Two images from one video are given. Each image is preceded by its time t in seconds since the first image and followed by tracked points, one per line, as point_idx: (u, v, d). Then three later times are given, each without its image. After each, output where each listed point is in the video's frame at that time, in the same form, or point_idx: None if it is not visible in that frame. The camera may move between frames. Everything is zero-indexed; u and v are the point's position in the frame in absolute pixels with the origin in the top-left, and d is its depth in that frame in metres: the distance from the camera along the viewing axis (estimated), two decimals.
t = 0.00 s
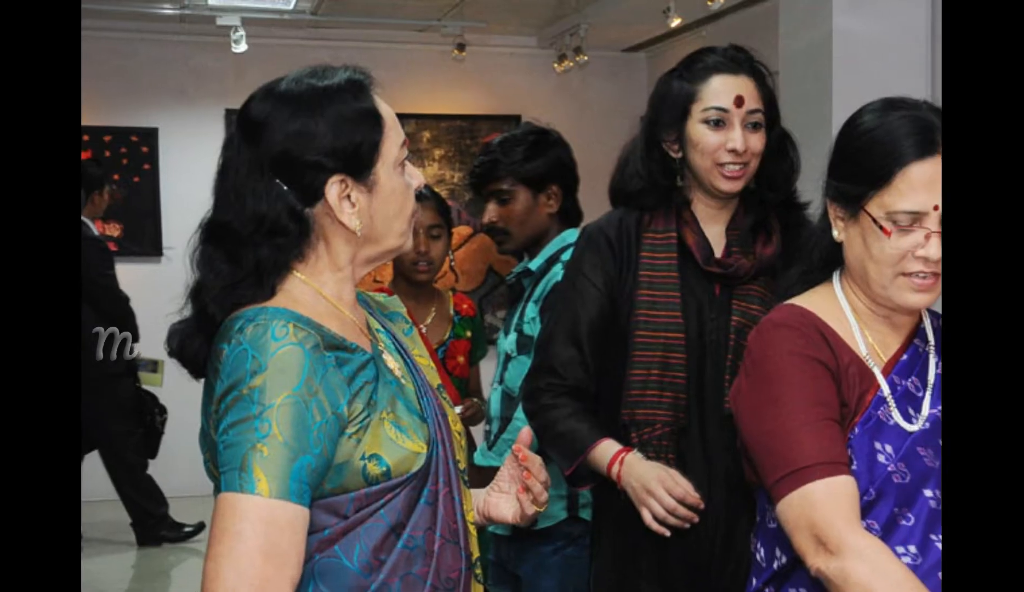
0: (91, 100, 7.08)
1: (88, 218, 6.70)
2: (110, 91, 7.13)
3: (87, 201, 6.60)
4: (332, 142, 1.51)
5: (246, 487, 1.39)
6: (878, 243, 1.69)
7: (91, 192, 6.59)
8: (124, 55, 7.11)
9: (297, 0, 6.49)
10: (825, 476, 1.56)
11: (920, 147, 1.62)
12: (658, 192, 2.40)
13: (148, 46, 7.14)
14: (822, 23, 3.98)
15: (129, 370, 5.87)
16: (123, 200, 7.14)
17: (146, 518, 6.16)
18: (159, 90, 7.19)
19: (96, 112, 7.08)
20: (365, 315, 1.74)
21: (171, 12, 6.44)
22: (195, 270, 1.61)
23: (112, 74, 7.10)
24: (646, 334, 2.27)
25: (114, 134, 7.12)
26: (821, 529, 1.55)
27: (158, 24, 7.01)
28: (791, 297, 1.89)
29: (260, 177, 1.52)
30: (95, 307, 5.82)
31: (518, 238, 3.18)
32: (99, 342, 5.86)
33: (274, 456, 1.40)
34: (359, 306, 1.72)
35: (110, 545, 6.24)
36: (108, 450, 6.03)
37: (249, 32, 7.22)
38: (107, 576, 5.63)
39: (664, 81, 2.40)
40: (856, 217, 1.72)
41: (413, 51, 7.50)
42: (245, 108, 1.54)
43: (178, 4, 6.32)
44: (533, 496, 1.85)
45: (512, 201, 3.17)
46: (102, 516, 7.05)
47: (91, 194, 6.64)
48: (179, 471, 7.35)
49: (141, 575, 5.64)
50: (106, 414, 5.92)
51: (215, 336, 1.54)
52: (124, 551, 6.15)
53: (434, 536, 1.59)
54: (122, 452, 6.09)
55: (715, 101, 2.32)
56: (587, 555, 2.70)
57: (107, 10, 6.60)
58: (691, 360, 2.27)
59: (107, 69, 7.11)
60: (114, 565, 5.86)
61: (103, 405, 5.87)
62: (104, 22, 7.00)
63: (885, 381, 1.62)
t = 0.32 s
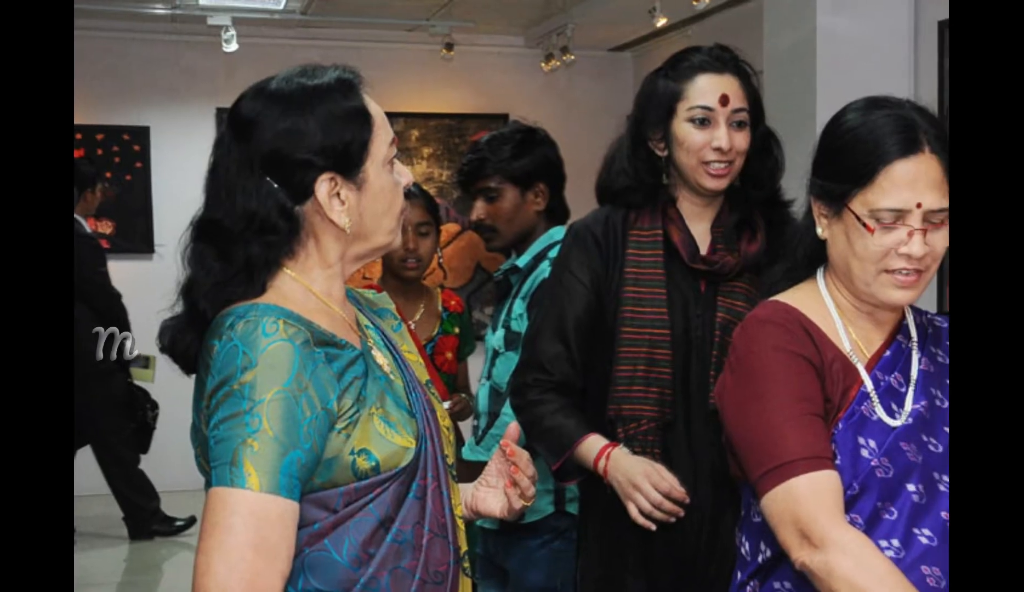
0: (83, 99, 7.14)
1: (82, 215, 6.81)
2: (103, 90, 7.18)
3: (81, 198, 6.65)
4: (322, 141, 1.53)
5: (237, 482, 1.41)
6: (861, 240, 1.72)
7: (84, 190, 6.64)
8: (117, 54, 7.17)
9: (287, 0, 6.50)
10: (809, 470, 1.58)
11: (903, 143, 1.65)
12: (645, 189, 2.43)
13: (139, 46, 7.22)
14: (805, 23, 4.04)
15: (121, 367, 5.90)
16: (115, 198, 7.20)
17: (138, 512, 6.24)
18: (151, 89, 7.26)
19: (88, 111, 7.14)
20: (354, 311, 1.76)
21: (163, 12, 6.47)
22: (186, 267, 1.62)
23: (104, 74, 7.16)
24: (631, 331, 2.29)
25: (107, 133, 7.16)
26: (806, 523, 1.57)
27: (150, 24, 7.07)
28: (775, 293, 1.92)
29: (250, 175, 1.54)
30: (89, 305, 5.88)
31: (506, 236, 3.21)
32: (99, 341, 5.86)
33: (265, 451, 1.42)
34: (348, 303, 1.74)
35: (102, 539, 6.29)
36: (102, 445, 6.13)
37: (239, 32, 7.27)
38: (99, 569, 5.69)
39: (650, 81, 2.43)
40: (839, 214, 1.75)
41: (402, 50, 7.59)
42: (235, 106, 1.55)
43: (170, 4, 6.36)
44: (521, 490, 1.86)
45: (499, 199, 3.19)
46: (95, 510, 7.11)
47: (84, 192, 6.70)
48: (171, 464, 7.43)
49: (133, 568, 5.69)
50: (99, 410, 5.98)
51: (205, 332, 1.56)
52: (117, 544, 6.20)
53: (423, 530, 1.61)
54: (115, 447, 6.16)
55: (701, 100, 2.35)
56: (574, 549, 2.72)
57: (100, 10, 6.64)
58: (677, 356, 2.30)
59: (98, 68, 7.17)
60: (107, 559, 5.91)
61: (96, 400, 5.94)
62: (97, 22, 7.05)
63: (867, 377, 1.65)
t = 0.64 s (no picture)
0: (75, 98, 7.17)
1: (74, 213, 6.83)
2: (95, 89, 7.21)
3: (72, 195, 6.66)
4: (312, 139, 1.55)
5: (228, 477, 1.42)
6: (845, 237, 1.74)
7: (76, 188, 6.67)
8: (109, 53, 7.19)
9: (277, 0, 6.51)
10: (794, 465, 1.61)
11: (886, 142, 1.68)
12: (631, 187, 2.45)
13: (131, 46, 7.24)
14: (790, 22, 4.07)
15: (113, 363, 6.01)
16: (107, 195, 7.23)
17: (130, 505, 6.23)
18: (142, 88, 7.27)
19: (80, 110, 7.15)
20: (344, 308, 1.78)
21: (154, 12, 6.48)
22: (177, 264, 1.64)
23: (95, 72, 7.18)
24: (618, 327, 2.31)
25: (99, 132, 7.20)
26: (790, 517, 1.60)
27: (141, 24, 7.08)
28: (761, 290, 1.95)
29: (240, 173, 1.56)
30: (81, 302, 5.90)
31: (493, 233, 3.23)
32: (98, 340, 5.94)
33: (255, 446, 1.43)
34: (338, 300, 1.76)
35: (94, 533, 6.31)
36: (92, 439, 6.15)
37: (230, 31, 7.29)
38: (90, 563, 5.71)
39: (636, 80, 2.45)
40: (824, 212, 1.77)
41: (393, 49, 7.60)
42: (226, 105, 1.57)
43: (161, 4, 6.37)
44: (508, 485, 1.89)
45: (487, 196, 3.21)
46: (86, 504, 7.13)
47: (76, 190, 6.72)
48: (162, 458, 7.46)
49: (125, 562, 5.71)
50: (91, 405, 6.01)
51: (196, 328, 1.57)
52: (108, 538, 6.22)
53: (412, 524, 1.63)
54: (106, 441, 6.18)
55: (686, 98, 2.38)
56: (561, 543, 2.75)
57: (92, 10, 6.65)
58: (663, 352, 2.32)
59: (90, 67, 7.18)
60: (99, 552, 5.93)
61: (88, 396, 5.97)
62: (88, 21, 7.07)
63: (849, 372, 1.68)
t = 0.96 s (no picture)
0: (67, 97, 7.21)
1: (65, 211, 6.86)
2: (88, 89, 7.25)
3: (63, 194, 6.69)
4: (302, 137, 1.57)
5: (219, 471, 1.44)
6: (829, 235, 1.77)
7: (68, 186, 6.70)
8: (101, 52, 7.22)
9: None
10: (778, 460, 1.63)
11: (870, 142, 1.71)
12: (617, 185, 2.47)
13: (124, 45, 7.26)
14: (776, 23, 4.10)
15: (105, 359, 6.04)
16: (100, 193, 7.29)
17: (121, 500, 6.31)
18: (134, 85, 7.30)
19: (73, 108, 7.20)
20: (333, 304, 1.80)
21: (146, 12, 6.50)
22: (168, 261, 1.66)
23: (87, 72, 7.22)
24: (605, 323, 2.34)
25: (91, 131, 7.25)
26: (775, 512, 1.62)
27: (132, 24, 7.09)
28: (746, 287, 1.97)
29: (231, 171, 1.57)
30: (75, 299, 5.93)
31: (481, 230, 3.25)
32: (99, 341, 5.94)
33: (246, 441, 1.45)
34: (328, 297, 1.78)
35: (87, 528, 6.35)
36: (86, 434, 6.18)
37: (221, 31, 7.31)
38: (81, 557, 5.74)
39: (623, 79, 2.47)
40: (808, 209, 1.80)
41: (382, 48, 7.61)
42: (217, 104, 1.59)
43: (152, 4, 6.39)
44: (496, 480, 1.91)
45: (475, 194, 3.23)
46: (78, 499, 7.16)
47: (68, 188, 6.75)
48: (154, 453, 7.51)
49: (118, 557, 5.75)
50: (84, 401, 6.05)
51: (187, 325, 1.59)
52: (101, 532, 6.26)
53: (401, 518, 1.65)
54: (98, 437, 6.21)
55: (672, 97, 2.40)
56: (548, 537, 2.78)
57: (83, 9, 6.67)
58: (649, 348, 2.35)
59: (83, 66, 7.22)
60: (91, 547, 5.97)
61: (81, 391, 6.02)
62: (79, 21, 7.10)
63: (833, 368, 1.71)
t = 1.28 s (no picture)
0: (59, 96, 7.39)
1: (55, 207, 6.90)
2: (80, 89, 7.45)
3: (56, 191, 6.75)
4: (292, 136, 1.59)
5: (210, 466, 1.46)
6: (814, 232, 1.79)
7: (61, 183, 6.80)
8: (94, 52, 7.40)
9: (258, 0, 6.58)
10: (763, 455, 1.66)
11: (855, 140, 1.73)
12: (604, 183, 2.49)
13: (116, 45, 7.44)
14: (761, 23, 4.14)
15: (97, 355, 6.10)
16: (92, 190, 7.45)
17: (114, 495, 6.36)
18: (127, 84, 7.49)
19: (66, 108, 7.37)
20: (323, 301, 1.81)
21: (138, 12, 6.65)
22: (160, 258, 1.67)
23: (79, 71, 7.42)
24: (592, 319, 2.36)
25: (84, 129, 7.41)
26: (760, 506, 1.65)
27: (125, 24, 7.30)
28: (732, 283, 2.00)
29: (222, 169, 1.59)
30: (67, 295, 5.99)
31: (470, 228, 3.27)
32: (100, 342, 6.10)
33: (237, 436, 1.47)
34: (318, 293, 1.79)
35: (79, 521, 6.42)
36: (78, 430, 6.26)
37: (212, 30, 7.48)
38: (74, 551, 5.80)
39: (610, 78, 2.50)
40: (793, 207, 1.82)
41: (371, 49, 7.73)
42: (208, 103, 1.60)
43: (144, 5, 6.51)
44: (485, 475, 1.94)
45: (464, 191, 3.25)
46: (71, 493, 7.23)
47: (62, 186, 6.85)
48: (146, 448, 7.62)
49: (110, 550, 5.81)
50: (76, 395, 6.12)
51: (179, 321, 1.60)
52: (93, 526, 6.33)
53: (390, 512, 1.67)
54: (91, 432, 6.28)
55: (659, 96, 2.42)
56: (535, 531, 2.80)
57: (77, 10, 6.75)
58: (636, 344, 2.37)
59: (77, 65, 7.39)
60: (84, 540, 6.04)
61: (72, 386, 6.09)
62: (72, 21, 7.29)
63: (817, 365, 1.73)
